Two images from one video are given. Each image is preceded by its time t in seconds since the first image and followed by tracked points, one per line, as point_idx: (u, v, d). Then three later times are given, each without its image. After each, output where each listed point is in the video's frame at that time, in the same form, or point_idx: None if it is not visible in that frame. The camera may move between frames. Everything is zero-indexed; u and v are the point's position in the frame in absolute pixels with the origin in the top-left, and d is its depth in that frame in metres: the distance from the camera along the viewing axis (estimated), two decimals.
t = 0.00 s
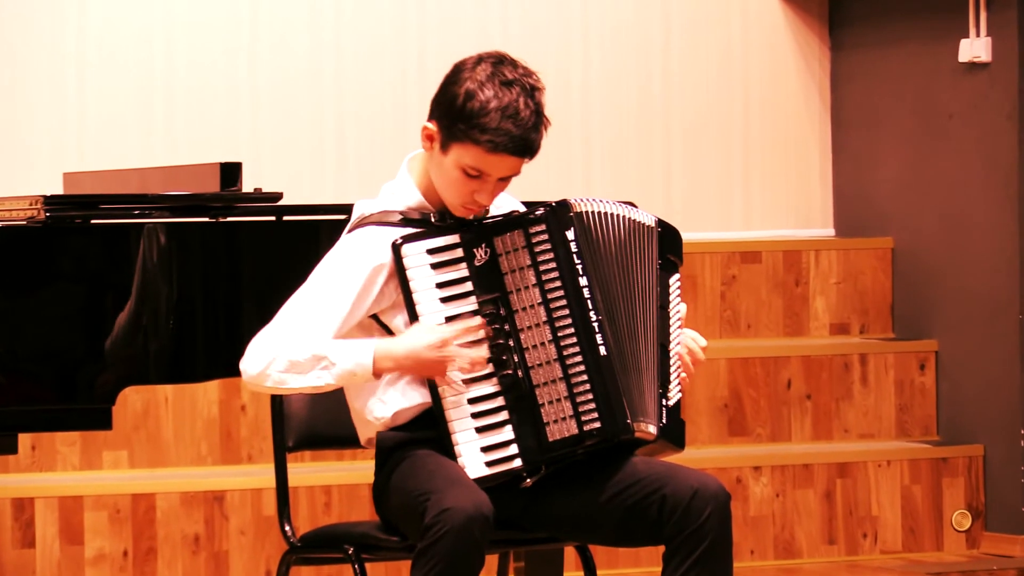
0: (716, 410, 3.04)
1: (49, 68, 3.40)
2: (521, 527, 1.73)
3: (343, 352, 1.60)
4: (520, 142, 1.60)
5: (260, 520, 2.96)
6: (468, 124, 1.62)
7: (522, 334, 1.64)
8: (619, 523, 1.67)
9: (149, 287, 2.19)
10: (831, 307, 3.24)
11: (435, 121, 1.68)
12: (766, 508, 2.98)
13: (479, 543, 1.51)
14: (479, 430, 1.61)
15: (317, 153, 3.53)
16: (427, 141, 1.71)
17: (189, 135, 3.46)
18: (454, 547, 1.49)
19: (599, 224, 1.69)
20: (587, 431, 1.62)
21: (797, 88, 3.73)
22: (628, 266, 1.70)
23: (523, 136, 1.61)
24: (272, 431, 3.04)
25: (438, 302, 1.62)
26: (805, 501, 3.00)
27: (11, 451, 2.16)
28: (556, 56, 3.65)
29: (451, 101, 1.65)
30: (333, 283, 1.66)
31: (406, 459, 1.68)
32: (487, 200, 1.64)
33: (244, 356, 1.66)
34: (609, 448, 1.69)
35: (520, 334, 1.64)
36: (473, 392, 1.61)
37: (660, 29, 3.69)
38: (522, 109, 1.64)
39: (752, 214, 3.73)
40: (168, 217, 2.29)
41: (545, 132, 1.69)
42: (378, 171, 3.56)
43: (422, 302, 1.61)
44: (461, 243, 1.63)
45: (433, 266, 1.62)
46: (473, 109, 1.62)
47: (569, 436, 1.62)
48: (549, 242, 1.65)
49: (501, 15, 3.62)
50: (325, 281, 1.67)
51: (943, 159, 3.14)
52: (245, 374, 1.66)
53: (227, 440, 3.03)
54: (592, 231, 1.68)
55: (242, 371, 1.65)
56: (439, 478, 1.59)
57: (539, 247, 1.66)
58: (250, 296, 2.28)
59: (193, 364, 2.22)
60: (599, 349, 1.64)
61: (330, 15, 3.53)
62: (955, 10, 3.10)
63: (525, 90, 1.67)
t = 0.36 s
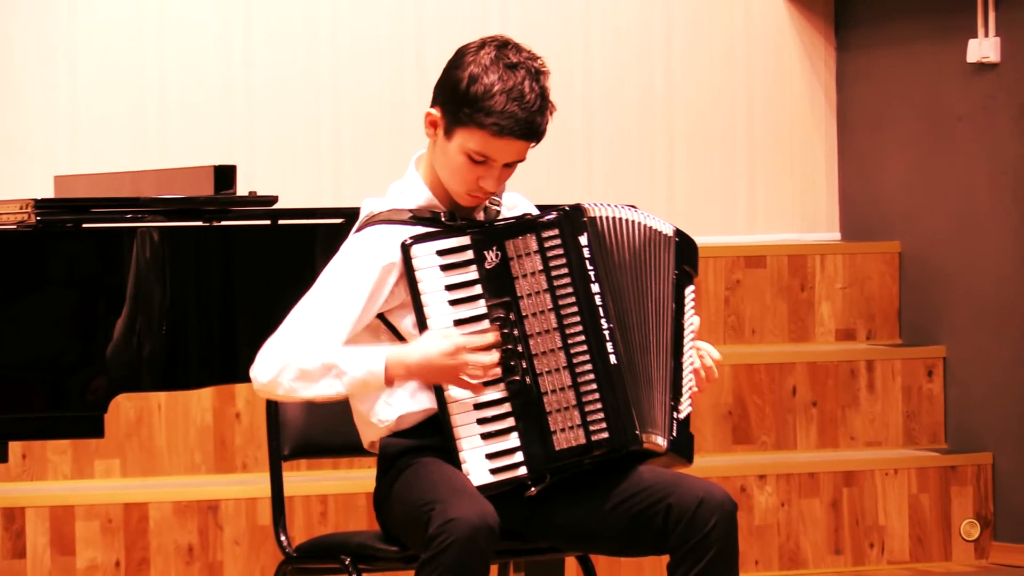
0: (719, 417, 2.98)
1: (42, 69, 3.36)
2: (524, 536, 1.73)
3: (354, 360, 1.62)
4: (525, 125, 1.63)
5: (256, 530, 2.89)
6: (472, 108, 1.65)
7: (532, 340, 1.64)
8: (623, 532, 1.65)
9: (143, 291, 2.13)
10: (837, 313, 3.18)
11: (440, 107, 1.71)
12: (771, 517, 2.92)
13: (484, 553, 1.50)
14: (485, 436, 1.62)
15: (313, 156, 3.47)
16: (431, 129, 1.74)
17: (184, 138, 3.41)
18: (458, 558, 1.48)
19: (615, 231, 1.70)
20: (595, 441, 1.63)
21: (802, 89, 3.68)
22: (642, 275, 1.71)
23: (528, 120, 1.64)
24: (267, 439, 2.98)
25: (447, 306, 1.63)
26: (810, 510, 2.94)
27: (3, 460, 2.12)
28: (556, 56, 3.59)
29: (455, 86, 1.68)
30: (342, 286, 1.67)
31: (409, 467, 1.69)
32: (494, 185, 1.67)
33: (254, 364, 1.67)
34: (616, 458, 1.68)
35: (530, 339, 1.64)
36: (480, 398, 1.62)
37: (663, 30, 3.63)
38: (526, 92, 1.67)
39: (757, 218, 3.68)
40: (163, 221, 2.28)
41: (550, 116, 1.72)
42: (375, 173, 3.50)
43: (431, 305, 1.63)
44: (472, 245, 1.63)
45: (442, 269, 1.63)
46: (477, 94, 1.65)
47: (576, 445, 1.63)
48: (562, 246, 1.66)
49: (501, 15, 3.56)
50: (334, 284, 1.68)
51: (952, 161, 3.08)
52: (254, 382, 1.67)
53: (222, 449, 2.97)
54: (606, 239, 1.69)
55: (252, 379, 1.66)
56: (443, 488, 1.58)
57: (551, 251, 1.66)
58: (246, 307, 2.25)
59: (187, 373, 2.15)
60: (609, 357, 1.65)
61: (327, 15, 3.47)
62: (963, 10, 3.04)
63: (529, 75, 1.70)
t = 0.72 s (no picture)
0: (723, 424, 2.93)
1: (35, 69, 3.31)
2: (524, 545, 1.73)
3: (349, 347, 1.61)
4: (535, 129, 1.65)
5: (251, 539, 2.83)
6: (483, 110, 1.67)
7: (537, 346, 1.64)
8: (627, 541, 1.66)
9: (135, 296, 2.11)
10: (844, 317, 3.12)
11: (450, 108, 1.73)
12: (776, 526, 2.87)
13: (486, 562, 1.50)
14: (486, 443, 1.61)
15: (310, 158, 3.42)
16: (440, 130, 1.76)
17: (179, 139, 3.36)
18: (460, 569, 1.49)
19: (624, 238, 1.70)
20: (600, 450, 1.64)
21: (808, 89, 3.62)
22: (651, 282, 1.72)
23: (539, 123, 1.66)
24: (262, 447, 2.92)
25: (451, 309, 1.62)
26: (816, 519, 2.88)
27: None
28: (558, 55, 3.53)
29: (467, 87, 1.70)
30: (342, 280, 1.68)
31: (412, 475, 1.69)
32: (501, 189, 1.68)
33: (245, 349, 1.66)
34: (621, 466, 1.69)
35: (535, 344, 1.64)
36: (482, 404, 1.61)
37: (666, 30, 3.58)
38: (539, 96, 1.69)
39: (762, 220, 3.62)
40: (156, 224, 2.23)
41: (561, 121, 1.74)
42: (372, 175, 3.44)
43: (434, 308, 1.62)
44: (477, 247, 1.62)
45: (446, 271, 1.61)
46: (489, 95, 1.67)
47: (580, 454, 1.63)
48: (569, 251, 1.65)
49: (502, 14, 3.50)
50: (335, 279, 1.69)
51: (961, 163, 3.01)
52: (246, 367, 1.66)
53: (216, 457, 2.91)
54: (615, 245, 1.69)
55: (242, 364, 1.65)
56: (445, 496, 1.58)
57: (558, 255, 1.66)
58: (239, 312, 2.22)
59: (181, 379, 2.13)
60: (616, 364, 1.65)
61: (324, 13, 3.42)
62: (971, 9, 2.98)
63: (542, 79, 1.72)
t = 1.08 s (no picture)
0: (727, 432, 2.88)
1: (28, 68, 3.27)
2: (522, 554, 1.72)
3: (343, 354, 1.55)
4: (532, 128, 1.60)
5: (244, 548, 2.77)
6: (477, 111, 1.61)
7: (533, 351, 1.59)
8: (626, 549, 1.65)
9: (127, 301, 2.10)
10: (849, 322, 3.05)
11: (443, 109, 1.68)
12: (780, 536, 2.82)
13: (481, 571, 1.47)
14: (484, 450, 1.56)
15: (305, 159, 3.36)
16: (434, 132, 1.71)
17: (174, 142, 3.32)
18: None
19: (623, 241, 1.66)
20: (598, 457, 1.58)
21: (813, 88, 3.56)
22: (650, 287, 1.67)
23: (534, 123, 1.61)
24: (256, 455, 2.86)
25: (446, 314, 1.56)
26: (821, 529, 2.83)
27: None
28: (557, 55, 3.48)
29: (460, 87, 1.65)
30: (334, 283, 1.63)
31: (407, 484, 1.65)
32: (497, 192, 1.63)
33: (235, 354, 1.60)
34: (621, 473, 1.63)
35: (531, 350, 1.59)
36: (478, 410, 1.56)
37: (668, 29, 3.52)
38: (534, 95, 1.64)
39: (766, 223, 3.56)
40: (148, 226, 2.23)
41: (557, 121, 1.69)
42: (368, 177, 3.39)
43: (428, 313, 1.56)
44: (471, 252, 1.58)
45: (440, 275, 1.57)
46: (483, 96, 1.62)
47: (578, 461, 1.58)
48: (565, 254, 1.61)
49: (501, 13, 3.45)
50: (328, 281, 1.64)
51: (968, 165, 2.93)
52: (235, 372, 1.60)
53: (209, 465, 2.85)
54: (612, 249, 1.65)
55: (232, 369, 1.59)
56: (440, 505, 1.55)
57: (554, 259, 1.61)
58: (232, 306, 2.21)
59: (174, 386, 2.13)
60: (614, 370, 1.60)
61: (319, 12, 3.36)
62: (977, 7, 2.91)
63: (537, 78, 1.67)
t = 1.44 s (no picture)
0: (730, 434, 2.82)
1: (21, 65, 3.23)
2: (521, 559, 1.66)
3: (351, 375, 1.54)
4: (537, 98, 1.60)
5: (238, 552, 2.72)
6: (480, 87, 1.61)
7: (536, 352, 1.59)
8: (628, 553, 1.61)
9: (118, 298, 2.11)
10: (855, 322, 2.99)
11: (444, 95, 1.68)
12: (786, 540, 2.76)
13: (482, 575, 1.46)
14: (484, 451, 1.56)
15: (302, 156, 3.31)
16: (434, 120, 1.70)
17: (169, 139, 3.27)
18: None
19: (632, 242, 1.66)
20: (601, 460, 1.59)
21: (818, 84, 3.50)
22: (659, 288, 1.67)
23: (539, 93, 1.61)
24: (250, 457, 2.80)
25: (448, 312, 1.56)
26: (827, 533, 2.77)
27: None
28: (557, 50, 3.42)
29: (460, 69, 1.65)
30: (337, 283, 1.62)
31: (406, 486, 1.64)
32: (508, 169, 1.61)
33: (242, 365, 1.59)
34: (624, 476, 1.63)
35: (535, 351, 1.59)
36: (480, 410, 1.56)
37: (671, 26, 3.46)
38: (535, 66, 1.64)
39: (770, 221, 3.51)
40: (140, 226, 2.24)
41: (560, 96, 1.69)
42: (365, 176, 3.33)
43: (431, 312, 1.56)
44: (476, 250, 1.57)
45: (444, 273, 1.57)
46: (483, 72, 1.62)
47: (581, 464, 1.58)
48: (572, 254, 1.60)
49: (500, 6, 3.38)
50: (331, 283, 1.62)
51: (976, 162, 2.86)
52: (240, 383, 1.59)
53: (202, 467, 2.80)
54: (621, 249, 1.65)
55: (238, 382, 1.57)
56: (439, 508, 1.54)
57: (560, 259, 1.60)
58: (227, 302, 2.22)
59: (166, 388, 2.13)
60: (619, 372, 1.61)
61: (315, 7, 3.31)
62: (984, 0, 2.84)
63: (536, 52, 1.68)
